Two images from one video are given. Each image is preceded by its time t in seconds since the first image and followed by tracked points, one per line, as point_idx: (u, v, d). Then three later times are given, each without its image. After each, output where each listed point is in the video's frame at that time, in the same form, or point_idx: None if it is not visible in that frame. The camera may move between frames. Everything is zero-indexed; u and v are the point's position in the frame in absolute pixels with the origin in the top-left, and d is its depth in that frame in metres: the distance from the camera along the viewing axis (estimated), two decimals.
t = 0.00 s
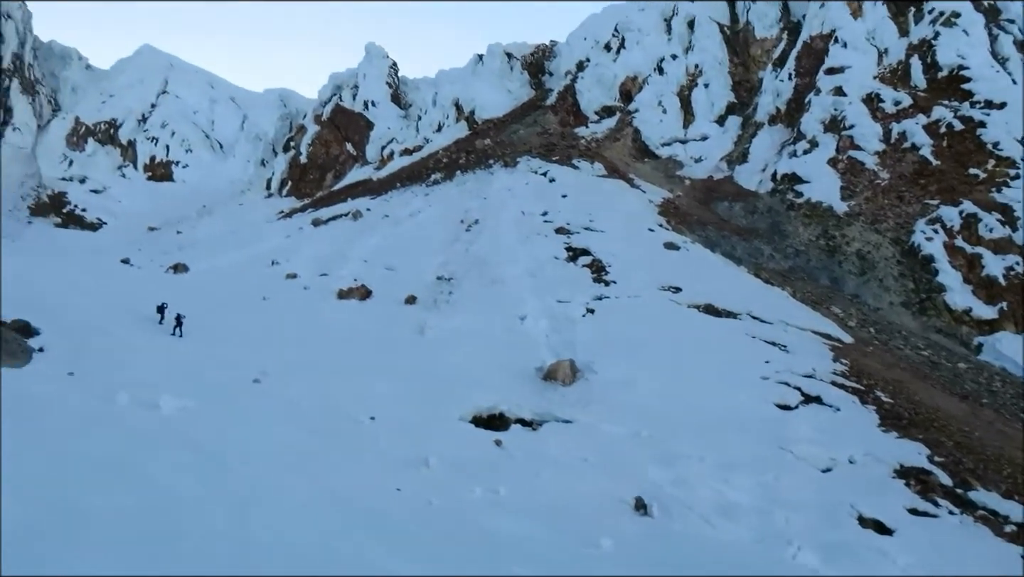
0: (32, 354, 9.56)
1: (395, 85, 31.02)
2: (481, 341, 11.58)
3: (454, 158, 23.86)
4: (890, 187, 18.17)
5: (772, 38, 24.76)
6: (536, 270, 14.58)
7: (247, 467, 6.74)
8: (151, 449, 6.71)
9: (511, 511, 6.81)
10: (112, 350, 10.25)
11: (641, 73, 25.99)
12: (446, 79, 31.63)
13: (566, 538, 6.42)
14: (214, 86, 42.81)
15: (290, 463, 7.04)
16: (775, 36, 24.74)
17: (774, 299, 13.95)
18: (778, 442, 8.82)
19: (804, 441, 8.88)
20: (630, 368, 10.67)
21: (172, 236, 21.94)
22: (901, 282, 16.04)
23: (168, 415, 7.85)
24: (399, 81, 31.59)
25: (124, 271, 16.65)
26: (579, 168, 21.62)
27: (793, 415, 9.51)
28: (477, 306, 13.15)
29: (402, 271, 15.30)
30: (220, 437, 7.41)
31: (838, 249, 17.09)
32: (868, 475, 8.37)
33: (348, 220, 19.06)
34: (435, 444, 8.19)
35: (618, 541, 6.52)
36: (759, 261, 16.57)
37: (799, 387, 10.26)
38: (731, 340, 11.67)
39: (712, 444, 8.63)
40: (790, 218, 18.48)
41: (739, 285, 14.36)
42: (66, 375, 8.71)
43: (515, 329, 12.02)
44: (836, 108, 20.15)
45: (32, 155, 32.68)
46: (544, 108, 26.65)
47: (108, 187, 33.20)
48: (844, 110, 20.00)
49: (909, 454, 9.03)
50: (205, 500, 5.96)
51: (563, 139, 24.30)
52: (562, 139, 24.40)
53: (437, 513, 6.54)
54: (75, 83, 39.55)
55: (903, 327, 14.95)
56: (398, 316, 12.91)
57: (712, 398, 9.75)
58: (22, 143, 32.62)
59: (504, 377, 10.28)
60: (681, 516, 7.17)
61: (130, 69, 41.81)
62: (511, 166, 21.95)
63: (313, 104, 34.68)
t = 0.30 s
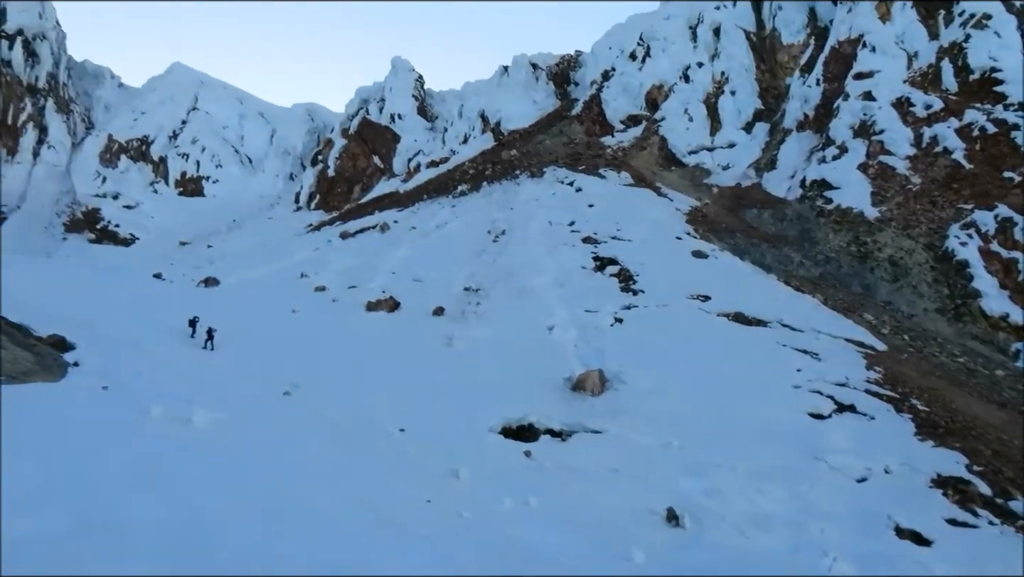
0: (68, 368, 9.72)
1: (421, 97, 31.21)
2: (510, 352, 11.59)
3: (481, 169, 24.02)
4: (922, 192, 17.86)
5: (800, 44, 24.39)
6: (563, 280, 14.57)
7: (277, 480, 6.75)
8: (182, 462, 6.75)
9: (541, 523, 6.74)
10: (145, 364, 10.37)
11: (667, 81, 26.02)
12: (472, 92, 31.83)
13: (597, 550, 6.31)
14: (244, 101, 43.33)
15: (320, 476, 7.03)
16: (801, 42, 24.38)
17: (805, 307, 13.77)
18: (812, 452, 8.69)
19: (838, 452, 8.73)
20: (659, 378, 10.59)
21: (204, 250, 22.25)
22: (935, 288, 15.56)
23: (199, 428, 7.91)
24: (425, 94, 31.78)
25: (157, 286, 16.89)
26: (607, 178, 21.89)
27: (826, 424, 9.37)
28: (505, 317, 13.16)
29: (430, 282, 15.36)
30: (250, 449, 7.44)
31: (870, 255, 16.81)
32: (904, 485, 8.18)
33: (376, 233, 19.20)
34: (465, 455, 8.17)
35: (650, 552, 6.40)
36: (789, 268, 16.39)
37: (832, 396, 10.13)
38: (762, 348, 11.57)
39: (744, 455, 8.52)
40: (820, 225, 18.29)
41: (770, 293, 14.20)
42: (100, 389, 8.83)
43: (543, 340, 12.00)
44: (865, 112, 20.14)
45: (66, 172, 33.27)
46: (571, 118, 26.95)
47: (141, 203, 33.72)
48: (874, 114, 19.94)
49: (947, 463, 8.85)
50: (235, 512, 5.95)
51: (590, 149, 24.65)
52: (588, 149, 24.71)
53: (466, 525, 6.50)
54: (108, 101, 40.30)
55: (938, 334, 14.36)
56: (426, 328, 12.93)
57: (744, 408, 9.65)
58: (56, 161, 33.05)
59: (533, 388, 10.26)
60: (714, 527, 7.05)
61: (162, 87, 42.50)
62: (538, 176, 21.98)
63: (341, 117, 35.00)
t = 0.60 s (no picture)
0: (105, 377, 9.90)
1: (447, 104, 31.24)
2: (540, 356, 11.59)
3: (508, 174, 24.07)
4: (956, 189, 17.55)
5: (828, 42, 23.98)
6: (592, 284, 14.54)
7: (311, 486, 6.81)
8: (218, 470, 6.84)
9: (572, 528, 6.73)
10: (180, 373, 10.52)
11: (694, 83, 25.94)
12: (498, 98, 31.85)
13: (629, 554, 6.27)
14: (273, 111, 43.75)
15: (353, 482, 7.08)
16: (830, 40, 23.96)
17: (837, 308, 13.60)
18: (847, 455, 8.57)
19: (874, 454, 8.61)
20: (690, 381, 10.53)
21: (235, 260, 22.52)
22: (971, 287, 15.17)
23: (233, 435, 8.01)
24: (451, 100, 31.88)
25: (190, 295, 17.13)
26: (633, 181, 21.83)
27: (861, 426, 9.24)
28: (534, 322, 13.16)
29: (458, 288, 15.41)
30: (284, 456, 7.52)
31: (903, 255, 16.53)
32: (943, 487, 8.03)
33: (404, 239, 19.29)
34: (496, 461, 8.17)
35: (683, 556, 6.34)
36: (820, 269, 16.20)
37: (866, 397, 9.99)
38: (794, 350, 11.44)
39: (778, 457, 8.43)
40: (852, 224, 18.05)
41: (802, 294, 14.04)
42: (136, 398, 8.98)
43: (572, 344, 11.99)
44: (897, 110, 19.84)
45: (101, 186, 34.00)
46: (597, 121, 26.93)
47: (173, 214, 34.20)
48: (905, 112, 19.65)
49: (986, 465, 8.67)
50: (270, 518, 6.01)
51: (616, 152, 24.61)
52: (615, 152, 24.68)
53: (498, 530, 6.50)
54: (140, 115, 40.92)
55: (975, 334, 13.92)
56: (456, 334, 12.97)
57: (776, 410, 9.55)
58: (91, 175, 34.14)
59: (563, 392, 10.25)
60: (748, 530, 6.98)
61: (193, 100, 43.12)
62: (565, 181, 21.97)
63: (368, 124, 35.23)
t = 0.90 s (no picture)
0: (142, 380, 10.04)
1: (474, 104, 31.24)
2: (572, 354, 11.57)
3: (535, 173, 24.08)
4: (993, 178, 17.27)
5: (857, 32, 23.59)
6: (622, 280, 14.49)
7: (346, 486, 6.85)
8: (253, 470, 6.91)
9: (607, 526, 6.71)
10: (215, 375, 10.64)
11: (722, 76, 25.66)
12: (524, 96, 31.89)
13: (666, 553, 6.21)
14: (301, 115, 44.11)
15: (387, 482, 7.12)
16: (860, 30, 23.53)
17: (872, 301, 13.40)
18: (885, 450, 8.44)
19: (912, 449, 8.47)
20: (723, 377, 10.45)
21: (267, 263, 22.75)
22: (1010, 278, 14.89)
23: (269, 436, 8.09)
24: (477, 100, 32.00)
25: (223, 298, 17.34)
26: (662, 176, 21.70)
27: (898, 421, 9.09)
28: (565, 319, 13.14)
29: (488, 287, 15.42)
30: (317, 457, 7.58)
31: (939, 245, 16.20)
32: (984, 481, 7.87)
33: (433, 239, 19.35)
34: (529, 459, 8.16)
35: (720, 554, 6.28)
36: (854, 261, 15.98)
37: (903, 391, 9.84)
38: (828, 344, 11.29)
39: (815, 453, 8.32)
40: (886, 215, 17.76)
41: (836, 288, 13.85)
42: (173, 401, 9.10)
43: (603, 341, 11.95)
44: (930, 99, 19.52)
45: (135, 193, 34.48)
46: (624, 117, 26.86)
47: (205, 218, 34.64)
48: (939, 100, 19.35)
49: None
50: (306, 519, 6.06)
51: (644, 148, 24.49)
52: (643, 147, 24.57)
53: (533, 529, 6.50)
54: (172, 121, 41.51)
55: (1016, 325, 13.63)
56: (486, 333, 12.99)
57: (811, 405, 9.43)
58: (126, 181, 34.55)
59: (594, 390, 10.22)
60: (787, 527, 6.89)
61: (222, 105, 43.63)
62: (593, 178, 21.91)
63: (395, 125, 35.42)
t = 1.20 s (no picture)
0: (184, 383, 10.22)
1: (505, 102, 31.56)
2: (608, 351, 11.54)
3: (568, 169, 24.06)
4: None
5: (895, 18, 23.11)
6: (658, 276, 14.41)
7: (387, 485, 6.91)
8: (295, 470, 6.99)
9: (647, 522, 6.68)
10: (255, 376, 10.79)
11: (754, 68, 25.44)
12: (556, 93, 31.95)
13: (707, 550, 6.16)
14: (335, 118, 44.49)
15: (427, 481, 7.16)
16: (896, 16, 23.10)
17: (913, 292, 13.16)
18: (929, 444, 8.24)
19: (958, 442, 8.22)
20: (762, 371, 10.33)
21: (304, 265, 23.02)
22: None
23: (310, 436, 8.18)
24: (509, 98, 32.14)
25: (262, 301, 17.58)
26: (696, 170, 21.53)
27: (943, 414, 8.88)
28: (601, 316, 13.11)
29: (522, 285, 15.43)
30: (357, 456, 7.65)
31: (983, 234, 15.80)
32: None
33: (467, 238, 19.43)
34: (568, 456, 8.16)
35: (763, 550, 6.21)
36: (894, 252, 15.69)
37: (948, 383, 9.64)
38: (869, 337, 11.10)
39: (858, 447, 8.19)
40: (926, 205, 17.41)
41: (876, 279, 13.61)
42: (215, 402, 9.26)
43: (640, 337, 11.89)
44: (970, 85, 19.04)
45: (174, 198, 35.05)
46: (657, 111, 26.76)
47: (242, 222, 35.12)
48: (980, 85, 18.84)
49: None
50: (348, 517, 6.12)
51: (677, 142, 24.34)
52: (676, 141, 24.41)
53: (573, 526, 6.49)
54: (208, 127, 42.11)
55: None
56: (522, 331, 13.00)
57: (853, 399, 9.28)
58: (165, 187, 35.11)
59: (632, 386, 10.18)
60: (830, 523, 6.80)
61: (257, 110, 44.21)
62: (625, 173, 21.81)
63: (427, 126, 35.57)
